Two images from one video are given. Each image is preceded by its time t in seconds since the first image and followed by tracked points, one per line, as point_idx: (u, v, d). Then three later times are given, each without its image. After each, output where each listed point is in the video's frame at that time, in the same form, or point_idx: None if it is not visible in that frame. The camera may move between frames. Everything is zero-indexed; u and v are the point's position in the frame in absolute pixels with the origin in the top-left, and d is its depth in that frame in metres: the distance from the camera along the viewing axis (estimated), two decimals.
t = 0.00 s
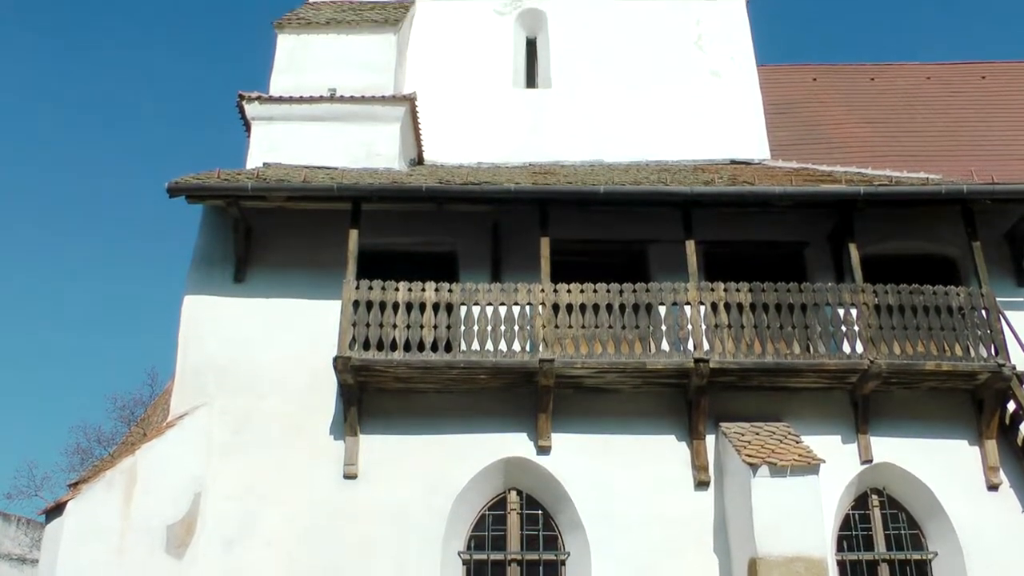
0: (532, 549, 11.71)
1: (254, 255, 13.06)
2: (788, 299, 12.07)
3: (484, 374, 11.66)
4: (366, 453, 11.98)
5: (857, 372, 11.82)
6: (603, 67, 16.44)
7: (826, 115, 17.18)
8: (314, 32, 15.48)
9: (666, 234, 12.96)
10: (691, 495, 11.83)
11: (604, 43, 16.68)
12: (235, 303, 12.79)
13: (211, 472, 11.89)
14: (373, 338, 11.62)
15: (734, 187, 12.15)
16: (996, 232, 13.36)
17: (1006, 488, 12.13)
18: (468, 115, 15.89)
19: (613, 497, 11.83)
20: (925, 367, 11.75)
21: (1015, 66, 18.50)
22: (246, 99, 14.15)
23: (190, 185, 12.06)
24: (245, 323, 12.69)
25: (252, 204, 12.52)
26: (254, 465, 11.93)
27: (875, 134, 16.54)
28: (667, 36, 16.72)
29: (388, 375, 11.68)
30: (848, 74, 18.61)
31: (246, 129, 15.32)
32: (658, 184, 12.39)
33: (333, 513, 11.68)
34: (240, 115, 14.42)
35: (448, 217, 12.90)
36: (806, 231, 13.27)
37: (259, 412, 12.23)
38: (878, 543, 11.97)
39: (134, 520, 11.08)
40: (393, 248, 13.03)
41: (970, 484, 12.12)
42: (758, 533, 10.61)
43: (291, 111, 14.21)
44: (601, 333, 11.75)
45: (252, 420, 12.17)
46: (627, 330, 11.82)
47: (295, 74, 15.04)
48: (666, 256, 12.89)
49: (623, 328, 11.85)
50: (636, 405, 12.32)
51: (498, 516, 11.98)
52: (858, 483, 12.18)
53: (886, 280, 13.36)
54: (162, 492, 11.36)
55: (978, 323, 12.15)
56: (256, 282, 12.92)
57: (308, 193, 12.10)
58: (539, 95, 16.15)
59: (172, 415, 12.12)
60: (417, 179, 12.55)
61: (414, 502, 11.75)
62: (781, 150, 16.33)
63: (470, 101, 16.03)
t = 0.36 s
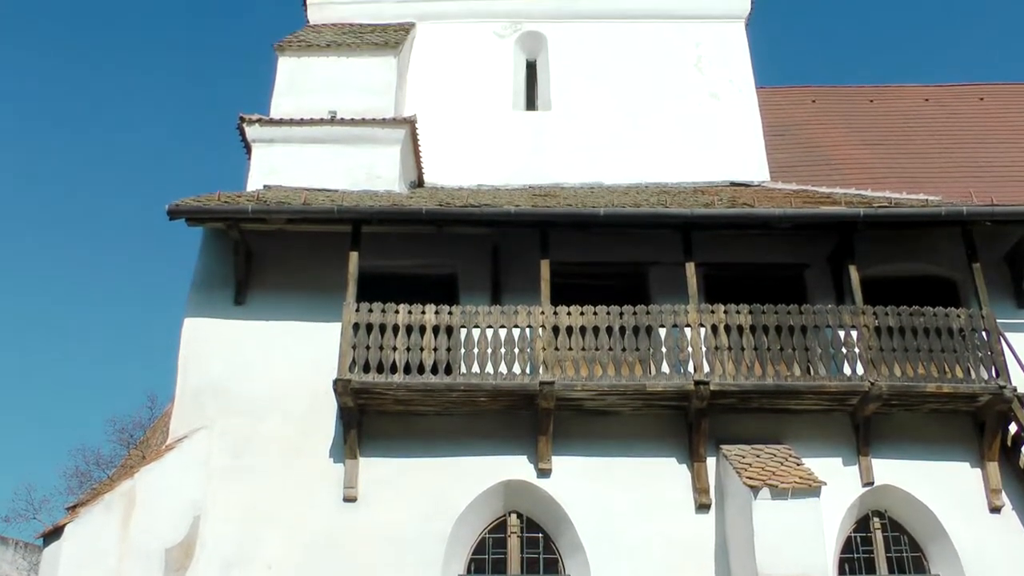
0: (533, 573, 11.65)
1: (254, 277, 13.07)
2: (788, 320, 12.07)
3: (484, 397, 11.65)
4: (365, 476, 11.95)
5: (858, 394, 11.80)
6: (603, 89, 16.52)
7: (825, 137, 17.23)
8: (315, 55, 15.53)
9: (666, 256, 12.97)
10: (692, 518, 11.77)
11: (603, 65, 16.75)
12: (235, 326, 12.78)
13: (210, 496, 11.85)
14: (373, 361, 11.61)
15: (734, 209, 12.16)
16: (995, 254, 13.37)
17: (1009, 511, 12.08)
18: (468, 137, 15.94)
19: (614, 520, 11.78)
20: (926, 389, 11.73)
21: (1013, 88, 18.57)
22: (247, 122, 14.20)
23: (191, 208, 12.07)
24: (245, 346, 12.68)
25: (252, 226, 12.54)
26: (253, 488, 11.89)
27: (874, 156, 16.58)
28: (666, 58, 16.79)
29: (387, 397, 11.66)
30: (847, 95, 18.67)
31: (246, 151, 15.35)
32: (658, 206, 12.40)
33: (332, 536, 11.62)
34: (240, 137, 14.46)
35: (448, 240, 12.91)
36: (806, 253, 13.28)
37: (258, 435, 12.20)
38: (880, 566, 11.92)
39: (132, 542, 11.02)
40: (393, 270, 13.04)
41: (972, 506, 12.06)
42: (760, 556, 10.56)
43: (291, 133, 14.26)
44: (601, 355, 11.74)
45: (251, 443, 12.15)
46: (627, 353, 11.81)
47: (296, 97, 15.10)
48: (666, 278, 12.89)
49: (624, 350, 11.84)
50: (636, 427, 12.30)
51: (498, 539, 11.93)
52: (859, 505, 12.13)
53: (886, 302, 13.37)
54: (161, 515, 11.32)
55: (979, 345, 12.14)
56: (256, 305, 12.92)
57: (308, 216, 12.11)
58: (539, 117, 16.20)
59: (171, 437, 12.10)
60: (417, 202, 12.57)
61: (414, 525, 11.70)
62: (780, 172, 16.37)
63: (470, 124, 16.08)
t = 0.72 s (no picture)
0: None
1: (255, 297, 13.07)
2: (789, 340, 12.05)
3: (484, 417, 11.63)
4: (365, 497, 11.91)
5: (859, 414, 11.77)
6: (603, 109, 16.57)
7: (824, 156, 17.28)
8: (315, 75, 15.59)
9: (666, 276, 12.98)
10: (693, 538, 11.72)
11: (602, 85, 16.82)
12: (235, 346, 12.77)
13: (210, 517, 11.81)
14: (373, 381, 11.59)
15: (733, 229, 12.17)
16: (995, 273, 13.37)
17: (1011, 531, 12.03)
18: (468, 158, 15.99)
19: (614, 541, 11.73)
20: (927, 409, 11.71)
21: (1012, 108, 18.62)
22: (248, 142, 14.23)
23: (191, 229, 12.08)
24: (246, 366, 12.67)
25: (252, 247, 12.55)
26: (252, 509, 11.85)
27: (874, 176, 16.62)
28: (665, 78, 16.85)
29: (387, 418, 11.63)
30: (846, 115, 18.72)
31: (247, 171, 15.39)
32: (659, 226, 12.41)
33: (332, 557, 11.56)
34: (241, 158, 14.50)
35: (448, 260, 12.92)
36: (806, 272, 13.28)
37: (258, 455, 12.17)
38: None
39: (130, 563, 10.91)
40: (393, 291, 13.05)
41: (975, 527, 12.01)
42: None
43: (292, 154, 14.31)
44: (601, 375, 11.72)
45: (251, 464, 12.12)
46: (627, 372, 11.79)
47: (296, 117, 15.16)
48: (666, 298, 12.90)
49: (624, 370, 11.82)
50: (636, 447, 12.26)
51: (498, 560, 11.87)
52: (861, 525, 12.09)
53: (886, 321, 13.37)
54: (161, 535, 11.24)
55: (979, 364, 12.13)
56: (256, 325, 12.92)
57: (308, 236, 12.11)
58: (540, 137, 16.24)
59: (171, 457, 12.08)
60: (418, 222, 12.58)
61: (414, 546, 11.65)
62: (779, 192, 16.40)
63: (470, 146, 16.11)
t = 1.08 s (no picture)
0: None
1: (255, 320, 13.07)
2: (789, 362, 12.04)
3: (484, 440, 11.61)
4: (364, 520, 11.86)
5: (859, 436, 11.75)
6: (602, 131, 16.64)
7: (823, 178, 17.33)
8: (315, 97, 15.65)
9: (666, 298, 12.98)
10: (694, 561, 11.66)
11: (602, 107, 16.88)
12: (234, 369, 12.76)
13: (209, 540, 11.76)
14: (372, 404, 11.57)
15: (733, 251, 12.19)
16: (995, 295, 13.37)
17: (1014, 554, 11.96)
18: (468, 180, 16.04)
19: (615, 564, 11.67)
20: (928, 431, 11.68)
21: (1011, 129, 18.68)
22: (248, 165, 14.28)
23: (191, 251, 12.10)
24: (245, 389, 12.66)
25: (252, 269, 12.56)
26: (251, 532, 11.81)
27: (873, 197, 16.66)
28: (664, 100, 16.91)
29: (387, 440, 11.61)
30: (845, 137, 18.79)
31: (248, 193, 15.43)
32: (658, 248, 12.43)
33: None
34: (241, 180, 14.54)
35: (448, 283, 12.94)
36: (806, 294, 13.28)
37: (257, 479, 12.13)
38: None
39: None
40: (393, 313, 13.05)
41: (978, 550, 11.94)
42: None
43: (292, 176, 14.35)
44: (601, 398, 11.71)
45: (250, 487, 12.08)
46: (627, 395, 11.77)
47: (296, 139, 15.21)
48: (666, 321, 12.91)
49: (624, 393, 11.81)
50: (636, 470, 12.23)
51: None
52: (863, 548, 12.04)
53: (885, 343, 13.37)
54: (161, 558, 11.16)
55: (980, 387, 12.08)
56: (256, 347, 12.91)
57: (308, 258, 12.13)
58: (540, 159, 16.29)
59: (169, 481, 12.06)
60: (417, 245, 12.60)
61: (413, 569, 11.59)
62: (779, 214, 16.43)
63: (470, 168, 16.16)
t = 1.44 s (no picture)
0: None
1: (255, 341, 13.06)
2: (790, 383, 12.02)
3: (484, 461, 11.58)
4: (364, 541, 11.81)
5: (861, 457, 11.71)
6: (602, 152, 16.70)
7: (823, 198, 17.37)
8: (316, 119, 15.72)
9: (666, 319, 12.98)
10: None
11: (602, 128, 16.95)
12: (234, 390, 12.75)
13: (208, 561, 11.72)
14: (373, 425, 11.55)
15: (733, 272, 12.20)
16: (996, 315, 13.36)
17: None
18: (468, 201, 16.07)
19: None
20: (929, 452, 11.64)
21: (1010, 150, 18.75)
22: (248, 186, 14.31)
23: (191, 272, 12.11)
24: (245, 410, 12.64)
25: (252, 290, 12.56)
26: (250, 554, 11.76)
27: (872, 218, 16.69)
28: (664, 121, 16.98)
29: (387, 462, 11.58)
30: (844, 157, 18.84)
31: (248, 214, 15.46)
32: (658, 269, 12.44)
33: None
34: (241, 202, 14.57)
35: (448, 304, 12.94)
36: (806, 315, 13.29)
37: (257, 500, 12.09)
38: None
39: None
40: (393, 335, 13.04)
41: (980, 571, 11.87)
42: None
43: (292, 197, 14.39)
44: (602, 419, 11.69)
45: (249, 509, 12.03)
46: (627, 417, 11.75)
47: (296, 160, 15.26)
48: (666, 342, 12.92)
49: (624, 414, 11.79)
50: (637, 491, 12.18)
51: None
52: (864, 569, 11.98)
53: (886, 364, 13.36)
54: None
55: (981, 407, 12.04)
56: (256, 368, 12.90)
57: (308, 279, 12.14)
58: (539, 181, 16.34)
59: (168, 501, 12.05)
60: (417, 266, 12.62)
61: None
62: (779, 234, 16.45)
63: (470, 189, 16.20)
